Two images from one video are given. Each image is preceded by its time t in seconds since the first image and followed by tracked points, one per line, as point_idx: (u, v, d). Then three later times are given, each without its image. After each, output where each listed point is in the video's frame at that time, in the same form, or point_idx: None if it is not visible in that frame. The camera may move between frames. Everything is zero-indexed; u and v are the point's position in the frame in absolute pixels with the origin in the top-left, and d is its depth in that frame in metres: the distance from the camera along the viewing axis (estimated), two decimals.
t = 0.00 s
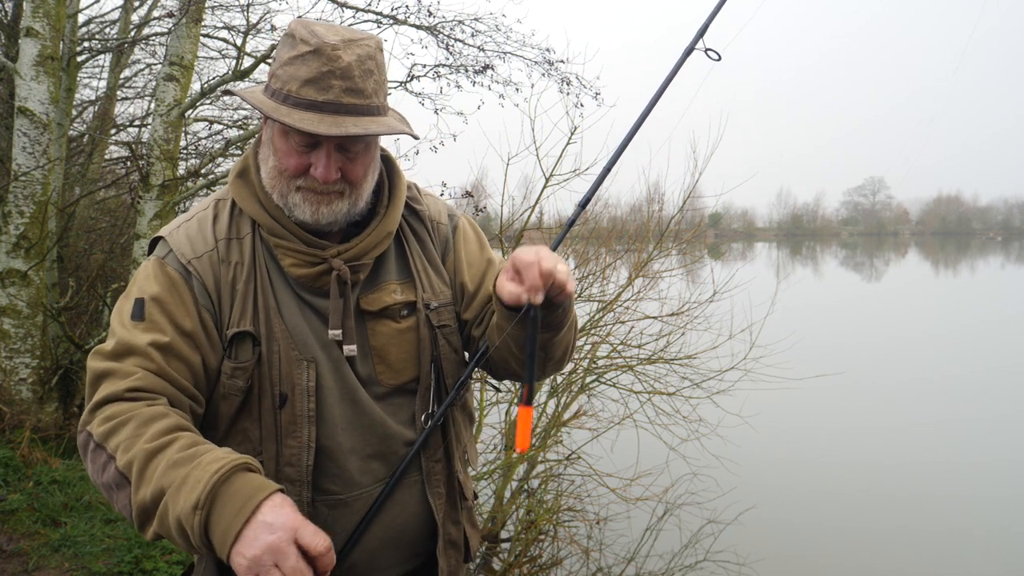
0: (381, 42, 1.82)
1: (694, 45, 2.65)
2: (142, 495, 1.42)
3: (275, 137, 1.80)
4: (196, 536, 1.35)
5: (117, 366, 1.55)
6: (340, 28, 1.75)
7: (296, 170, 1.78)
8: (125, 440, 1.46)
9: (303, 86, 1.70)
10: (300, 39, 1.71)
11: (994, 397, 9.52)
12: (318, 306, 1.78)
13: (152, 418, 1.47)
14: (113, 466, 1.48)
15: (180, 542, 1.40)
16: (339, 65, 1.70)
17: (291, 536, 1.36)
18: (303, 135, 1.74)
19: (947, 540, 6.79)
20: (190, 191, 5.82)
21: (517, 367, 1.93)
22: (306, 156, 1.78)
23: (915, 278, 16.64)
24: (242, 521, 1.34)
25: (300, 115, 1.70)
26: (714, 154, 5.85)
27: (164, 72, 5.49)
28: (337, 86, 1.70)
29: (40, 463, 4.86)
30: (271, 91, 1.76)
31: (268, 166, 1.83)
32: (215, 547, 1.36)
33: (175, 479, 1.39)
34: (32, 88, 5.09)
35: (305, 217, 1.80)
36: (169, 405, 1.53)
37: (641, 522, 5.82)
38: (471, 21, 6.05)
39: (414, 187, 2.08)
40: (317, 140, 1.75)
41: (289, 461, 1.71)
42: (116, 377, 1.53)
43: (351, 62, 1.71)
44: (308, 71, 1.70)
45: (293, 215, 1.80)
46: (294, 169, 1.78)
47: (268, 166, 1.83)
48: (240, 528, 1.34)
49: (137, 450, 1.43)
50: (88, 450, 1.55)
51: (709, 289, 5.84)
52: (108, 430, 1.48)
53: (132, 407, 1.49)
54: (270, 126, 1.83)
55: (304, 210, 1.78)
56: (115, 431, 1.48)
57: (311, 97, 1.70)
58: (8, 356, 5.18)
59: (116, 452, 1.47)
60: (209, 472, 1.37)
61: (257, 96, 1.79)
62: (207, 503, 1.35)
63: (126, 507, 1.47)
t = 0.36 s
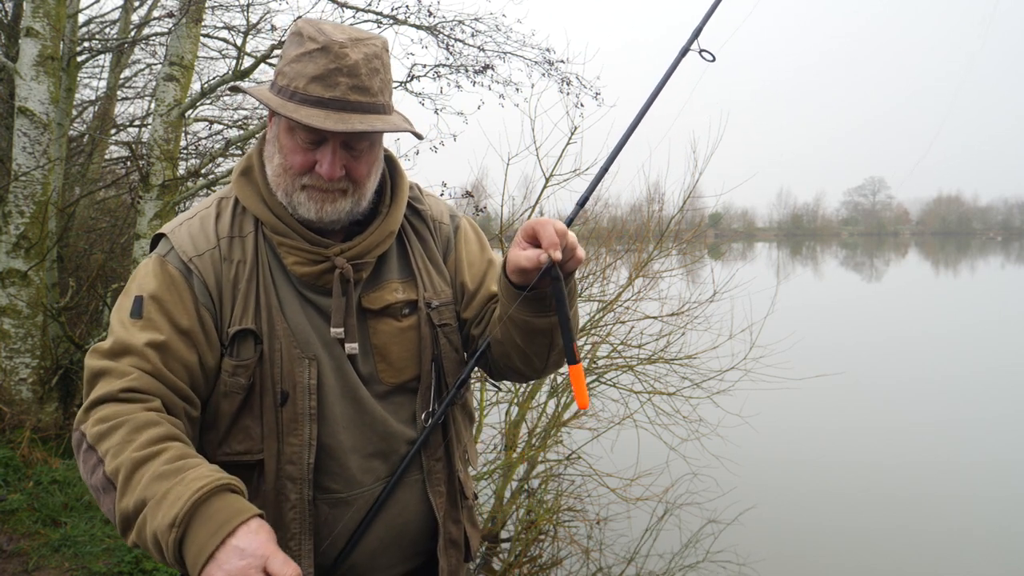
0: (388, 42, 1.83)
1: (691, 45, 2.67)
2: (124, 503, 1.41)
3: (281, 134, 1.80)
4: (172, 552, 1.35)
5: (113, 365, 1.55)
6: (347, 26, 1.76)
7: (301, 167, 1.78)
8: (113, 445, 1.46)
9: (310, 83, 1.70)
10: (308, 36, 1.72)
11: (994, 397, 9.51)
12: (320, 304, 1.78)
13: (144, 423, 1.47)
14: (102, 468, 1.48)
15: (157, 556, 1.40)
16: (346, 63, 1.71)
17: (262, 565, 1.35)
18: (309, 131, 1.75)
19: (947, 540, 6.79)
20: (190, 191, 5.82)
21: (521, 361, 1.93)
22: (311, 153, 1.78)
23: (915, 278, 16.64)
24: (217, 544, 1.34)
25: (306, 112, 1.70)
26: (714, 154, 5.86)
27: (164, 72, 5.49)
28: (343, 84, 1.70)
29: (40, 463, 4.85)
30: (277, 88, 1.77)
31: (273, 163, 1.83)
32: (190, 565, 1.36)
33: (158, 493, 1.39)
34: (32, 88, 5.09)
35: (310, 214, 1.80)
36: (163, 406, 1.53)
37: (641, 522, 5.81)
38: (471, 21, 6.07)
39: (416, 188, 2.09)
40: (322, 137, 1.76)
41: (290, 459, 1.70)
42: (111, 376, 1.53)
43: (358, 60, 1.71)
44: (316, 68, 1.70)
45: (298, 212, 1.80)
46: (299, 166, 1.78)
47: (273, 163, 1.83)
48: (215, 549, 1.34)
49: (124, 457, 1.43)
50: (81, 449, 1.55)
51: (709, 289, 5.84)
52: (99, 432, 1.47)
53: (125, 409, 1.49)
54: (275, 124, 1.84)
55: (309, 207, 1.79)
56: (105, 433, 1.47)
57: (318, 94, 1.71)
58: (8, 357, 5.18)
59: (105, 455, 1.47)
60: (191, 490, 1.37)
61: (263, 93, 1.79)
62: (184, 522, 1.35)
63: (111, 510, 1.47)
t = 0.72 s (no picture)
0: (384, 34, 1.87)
1: (689, 48, 2.68)
2: (120, 506, 1.42)
3: (294, 133, 1.80)
4: (164, 558, 1.36)
5: (112, 366, 1.55)
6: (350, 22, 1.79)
7: (319, 164, 1.79)
8: (110, 448, 1.46)
9: (324, 77, 1.72)
10: (314, 32, 1.74)
11: (995, 397, 9.51)
12: (324, 302, 1.78)
13: (141, 425, 1.47)
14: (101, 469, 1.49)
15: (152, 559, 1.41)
16: (357, 55, 1.74)
17: (244, 568, 1.33)
18: (327, 126, 1.76)
19: (947, 540, 6.79)
20: (190, 191, 5.82)
21: (524, 355, 1.91)
22: (328, 148, 1.79)
23: (915, 278, 16.63)
24: (205, 549, 1.34)
25: (323, 105, 1.72)
26: (714, 154, 5.86)
27: (164, 72, 5.49)
28: (357, 75, 1.73)
29: (41, 463, 4.85)
30: (283, 85, 1.77)
31: (286, 163, 1.82)
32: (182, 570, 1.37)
33: (150, 498, 1.39)
34: (32, 88, 5.09)
35: (332, 210, 1.81)
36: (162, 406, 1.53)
37: (641, 522, 5.81)
38: (471, 21, 6.07)
39: (418, 187, 2.09)
40: (340, 131, 1.77)
41: (294, 458, 1.70)
42: (111, 377, 1.53)
43: (368, 52, 1.75)
44: (328, 62, 1.72)
45: (319, 210, 1.81)
46: (317, 163, 1.79)
47: (286, 163, 1.82)
48: (203, 554, 1.34)
49: (119, 461, 1.43)
50: (82, 449, 1.56)
51: (709, 289, 5.83)
52: (99, 434, 1.48)
53: (124, 410, 1.49)
54: (283, 126, 1.83)
55: (331, 204, 1.80)
56: (104, 434, 1.48)
57: (332, 87, 1.72)
58: (8, 356, 5.18)
59: (103, 457, 1.48)
60: (179, 496, 1.36)
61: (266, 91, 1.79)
62: (173, 528, 1.35)
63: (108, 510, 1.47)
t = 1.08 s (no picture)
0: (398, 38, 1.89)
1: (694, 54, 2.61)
2: (99, 474, 1.36)
3: (297, 126, 1.83)
4: (140, 520, 1.28)
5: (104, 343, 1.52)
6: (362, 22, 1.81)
7: (315, 159, 1.81)
8: (94, 416, 1.41)
9: (329, 73, 1.73)
10: (325, 29, 1.76)
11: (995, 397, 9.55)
12: (330, 301, 1.79)
13: (131, 399, 1.43)
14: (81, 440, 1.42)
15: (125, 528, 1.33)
16: (365, 54, 1.76)
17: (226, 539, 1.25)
18: (326, 122, 1.78)
19: (947, 540, 6.79)
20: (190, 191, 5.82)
21: (531, 359, 1.90)
22: (327, 145, 1.82)
23: (915, 278, 16.63)
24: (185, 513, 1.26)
25: (326, 101, 1.73)
26: (713, 154, 5.87)
27: (164, 72, 5.49)
28: (362, 75, 1.74)
29: (40, 463, 4.85)
30: (293, 80, 1.79)
31: (287, 156, 1.86)
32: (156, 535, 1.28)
33: (134, 460, 1.33)
34: (32, 88, 5.09)
35: (322, 209, 1.83)
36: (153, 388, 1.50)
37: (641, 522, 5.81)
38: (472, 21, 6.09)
39: (425, 189, 2.11)
40: (339, 128, 1.79)
41: (298, 455, 1.69)
42: (101, 355, 1.50)
43: (376, 52, 1.77)
44: (335, 59, 1.74)
45: (310, 206, 1.83)
46: (313, 158, 1.82)
47: (286, 155, 1.86)
48: (182, 520, 1.26)
49: (106, 426, 1.38)
50: (61, 423, 1.49)
51: (709, 289, 5.84)
52: (83, 404, 1.43)
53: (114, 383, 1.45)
54: (289, 118, 1.87)
55: (321, 201, 1.82)
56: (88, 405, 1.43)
57: (336, 84, 1.74)
58: (8, 356, 5.18)
59: (85, 426, 1.42)
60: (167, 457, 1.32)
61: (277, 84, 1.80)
62: (156, 487, 1.28)
63: (84, 484, 1.41)
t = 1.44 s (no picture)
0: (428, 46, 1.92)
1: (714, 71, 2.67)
2: (98, 353, 1.35)
3: (318, 116, 1.86)
4: (153, 374, 1.28)
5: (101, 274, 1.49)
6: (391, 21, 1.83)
7: (332, 147, 1.83)
8: (98, 306, 1.41)
9: (351, 64, 1.75)
10: (355, 24, 1.79)
11: (994, 397, 9.56)
12: (340, 293, 1.77)
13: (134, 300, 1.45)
14: (73, 335, 1.40)
15: (131, 394, 1.32)
16: (388, 50, 1.78)
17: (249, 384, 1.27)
18: (345, 112, 1.80)
19: (947, 540, 6.80)
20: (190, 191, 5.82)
21: (548, 371, 1.87)
22: (344, 135, 1.83)
23: (915, 278, 16.63)
24: (203, 364, 1.27)
25: (346, 91, 1.75)
26: (713, 154, 5.89)
27: (164, 72, 5.49)
28: (383, 68, 1.76)
29: (41, 463, 4.84)
30: (319, 71, 1.82)
31: (305, 146, 1.87)
32: (168, 390, 1.28)
33: (145, 330, 1.35)
34: (32, 87, 5.09)
35: (335, 199, 1.82)
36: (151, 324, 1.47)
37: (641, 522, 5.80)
38: (471, 21, 6.11)
39: (443, 198, 2.11)
40: (357, 119, 1.81)
41: (304, 442, 1.65)
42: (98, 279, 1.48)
43: (400, 49, 1.78)
44: (359, 51, 1.75)
45: (324, 195, 1.82)
46: (330, 146, 1.83)
47: (305, 146, 1.87)
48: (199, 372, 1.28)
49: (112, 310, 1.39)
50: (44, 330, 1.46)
51: (709, 289, 5.91)
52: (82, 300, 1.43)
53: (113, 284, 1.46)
54: (313, 108, 1.90)
55: (335, 191, 1.81)
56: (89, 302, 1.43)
57: (357, 76, 1.75)
58: (8, 357, 5.17)
59: (80, 320, 1.41)
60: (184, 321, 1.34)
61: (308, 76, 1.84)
62: (173, 340, 1.29)
63: (73, 375, 1.38)
